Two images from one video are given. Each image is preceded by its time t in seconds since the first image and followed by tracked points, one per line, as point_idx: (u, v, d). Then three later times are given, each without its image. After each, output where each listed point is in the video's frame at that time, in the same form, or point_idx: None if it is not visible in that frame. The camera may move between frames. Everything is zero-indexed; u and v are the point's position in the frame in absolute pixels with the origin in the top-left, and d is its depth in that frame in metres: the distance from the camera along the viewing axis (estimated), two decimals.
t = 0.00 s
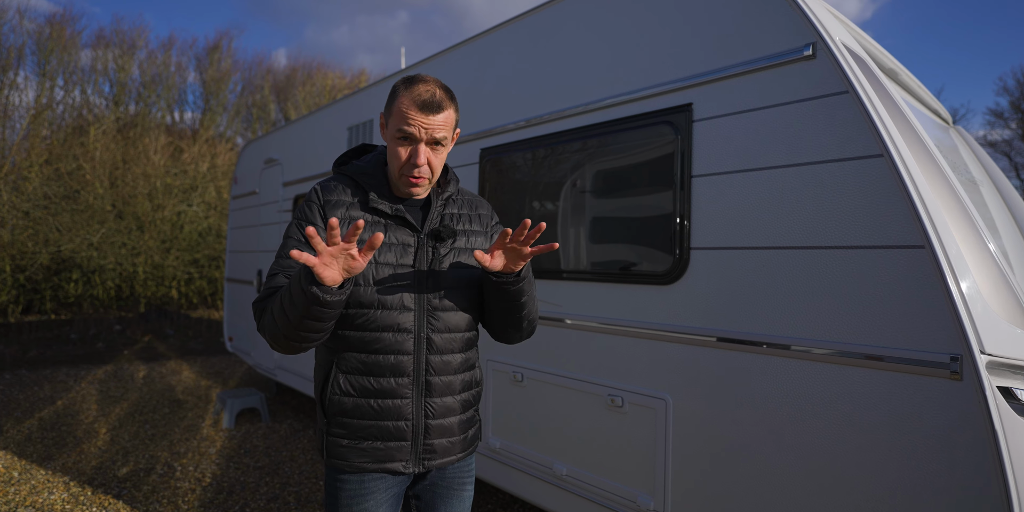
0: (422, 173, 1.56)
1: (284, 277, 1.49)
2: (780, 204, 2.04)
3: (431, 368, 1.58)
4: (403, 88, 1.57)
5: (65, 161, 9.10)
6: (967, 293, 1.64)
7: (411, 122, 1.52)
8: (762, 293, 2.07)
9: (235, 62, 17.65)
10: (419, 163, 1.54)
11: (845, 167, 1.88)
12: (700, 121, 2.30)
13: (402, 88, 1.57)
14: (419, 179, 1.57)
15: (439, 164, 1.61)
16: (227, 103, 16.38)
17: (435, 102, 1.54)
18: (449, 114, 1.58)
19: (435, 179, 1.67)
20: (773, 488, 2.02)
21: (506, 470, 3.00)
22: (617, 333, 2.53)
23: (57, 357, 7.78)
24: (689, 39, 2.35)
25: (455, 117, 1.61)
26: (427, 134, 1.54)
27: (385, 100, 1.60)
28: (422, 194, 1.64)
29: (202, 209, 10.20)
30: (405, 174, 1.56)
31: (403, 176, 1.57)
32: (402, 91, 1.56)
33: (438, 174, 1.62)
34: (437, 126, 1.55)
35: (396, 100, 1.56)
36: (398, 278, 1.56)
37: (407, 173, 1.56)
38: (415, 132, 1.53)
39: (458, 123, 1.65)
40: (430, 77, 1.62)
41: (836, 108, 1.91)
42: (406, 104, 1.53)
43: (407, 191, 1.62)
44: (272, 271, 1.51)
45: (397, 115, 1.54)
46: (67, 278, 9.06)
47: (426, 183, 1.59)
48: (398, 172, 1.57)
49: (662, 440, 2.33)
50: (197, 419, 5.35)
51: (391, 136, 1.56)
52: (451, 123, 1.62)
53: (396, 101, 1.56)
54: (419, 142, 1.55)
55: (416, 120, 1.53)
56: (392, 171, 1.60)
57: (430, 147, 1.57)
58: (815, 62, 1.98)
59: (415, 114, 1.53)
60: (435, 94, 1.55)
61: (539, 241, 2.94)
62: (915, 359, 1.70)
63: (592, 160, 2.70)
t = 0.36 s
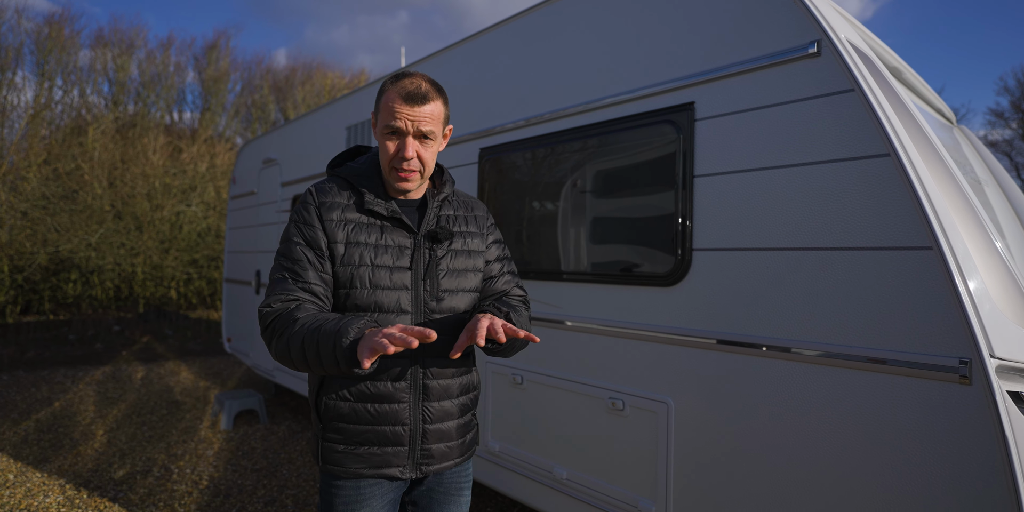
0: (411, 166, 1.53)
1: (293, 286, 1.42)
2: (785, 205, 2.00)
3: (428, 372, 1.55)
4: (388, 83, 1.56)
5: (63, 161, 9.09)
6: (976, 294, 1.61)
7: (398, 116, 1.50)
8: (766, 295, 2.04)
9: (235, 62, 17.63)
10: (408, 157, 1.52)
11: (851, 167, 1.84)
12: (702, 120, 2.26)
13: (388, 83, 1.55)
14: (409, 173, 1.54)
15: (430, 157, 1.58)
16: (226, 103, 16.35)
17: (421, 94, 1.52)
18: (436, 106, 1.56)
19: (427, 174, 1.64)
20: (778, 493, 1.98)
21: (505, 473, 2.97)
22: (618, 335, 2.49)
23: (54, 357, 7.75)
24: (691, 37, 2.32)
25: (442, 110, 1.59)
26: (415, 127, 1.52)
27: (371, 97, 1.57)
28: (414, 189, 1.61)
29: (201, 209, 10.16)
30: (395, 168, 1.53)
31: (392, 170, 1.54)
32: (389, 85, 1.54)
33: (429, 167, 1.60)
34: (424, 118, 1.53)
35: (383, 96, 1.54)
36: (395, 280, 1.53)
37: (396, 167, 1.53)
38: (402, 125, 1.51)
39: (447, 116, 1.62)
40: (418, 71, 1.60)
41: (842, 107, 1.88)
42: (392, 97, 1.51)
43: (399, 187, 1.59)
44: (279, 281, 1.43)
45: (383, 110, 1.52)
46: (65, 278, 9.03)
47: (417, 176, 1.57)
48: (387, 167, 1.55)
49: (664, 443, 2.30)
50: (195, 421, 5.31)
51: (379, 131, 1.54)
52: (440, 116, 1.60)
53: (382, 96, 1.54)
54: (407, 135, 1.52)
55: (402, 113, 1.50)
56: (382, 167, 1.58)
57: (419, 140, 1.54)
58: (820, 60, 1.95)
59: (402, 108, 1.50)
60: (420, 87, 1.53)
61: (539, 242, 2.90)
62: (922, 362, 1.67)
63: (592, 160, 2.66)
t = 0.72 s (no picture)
0: (411, 161, 1.52)
1: (278, 299, 1.39)
2: (786, 205, 1.99)
3: (428, 374, 1.53)
4: (388, 82, 1.58)
5: (62, 161, 9.08)
6: (977, 294, 1.60)
7: (396, 110, 1.51)
8: (767, 296, 2.02)
9: (234, 62, 17.61)
10: (406, 151, 1.51)
11: (853, 168, 1.83)
12: (703, 121, 2.25)
13: (387, 81, 1.57)
14: (409, 168, 1.53)
15: (430, 154, 1.57)
16: (226, 103, 16.34)
17: (419, 88, 1.53)
18: (435, 102, 1.56)
19: (428, 173, 1.63)
20: (779, 496, 1.97)
21: (505, 475, 2.95)
22: (618, 336, 2.48)
23: (53, 358, 7.74)
24: (692, 36, 2.30)
25: (441, 107, 1.59)
26: (413, 121, 1.52)
27: (372, 96, 1.59)
28: (415, 187, 1.60)
29: (200, 209, 10.15)
30: (394, 163, 1.53)
31: (391, 166, 1.54)
32: (388, 84, 1.57)
33: (429, 164, 1.58)
34: (423, 112, 1.53)
35: (382, 93, 1.56)
36: (395, 281, 1.51)
37: (395, 162, 1.52)
38: (401, 119, 1.51)
39: (447, 115, 1.63)
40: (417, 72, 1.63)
41: (843, 106, 1.86)
42: (391, 93, 1.52)
43: (399, 185, 1.58)
44: (266, 291, 1.41)
45: (383, 106, 1.53)
46: (64, 279, 9.02)
47: (417, 172, 1.56)
48: (386, 163, 1.54)
49: (664, 446, 2.29)
50: (194, 421, 5.30)
51: (379, 128, 1.55)
52: (439, 114, 1.60)
53: (381, 94, 1.55)
54: (406, 130, 1.52)
55: (400, 107, 1.51)
56: (382, 166, 1.58)
57: (418, 135, 1.54)
58: (821, 59, 1.93)
59: (400, 102, 1.51)
60: (418, 82, 1.54)
61: (538, 243, 2.89)
62: (924, 364, 1.65)
63: (592, 160, 2.65)
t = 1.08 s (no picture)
0: (418, 164, 1.52)
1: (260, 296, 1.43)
2: (788, 205, 1.99)
3: (432, 374, 1.53)
4: (398, 83, 1.58)
5: (63, 161, 9.07)
6: (979, 292, 1.60)
7: (407, 113, 1.51)
8: (769, 296, 2.02)
9: (235, 62, 17.61)
10: (415, 154, 1.51)
11: (855, 168, 1.83)
12: (705, 121, 2.25)
13: (398, 83, 1.56)
14: (417, 171, 1.53)
15: (437, 157, 1.57)
16: (226, 103, 16.34)
17: (429, 91, 1.53)
18: (445, 105, 1.56)
19: (436, 175, 1.63)
20: (781, 495, 1.97)
21: (506, 475, 2.96)
22: (618, 336, 2.48)
23: (54, 358, 7.74)
24: (694, 37, 2.31)
25: (451, 109, 1.59)
26: (422, 124, 1.52)
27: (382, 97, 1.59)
28: (422, 189, 1.60)
29: (201, 209, 10.15)
30: (402, 166, 1.53)
31: (400, 169, 1.54)
32: (398, 84, 1.56)
33: (438, 167, 1.59)
34: (432, 116, 1.53)
35: (392, 95, 1.56)
36: (400, 283, 1.51)
37: (403, 164, 1.53)
38: (411, 122, 1.51)
39: (457, 117, 1.62)
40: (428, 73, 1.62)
41: (845, 107, 1.87)
42: (401, 95, 1.52)
43: (407, 187, 1.58)
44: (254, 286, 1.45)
45: (393, 108, 1.53)
46: (65, 279, 9.02)
47: (425, 175, 1.55)
48: (395, 165, 1.54)
49: (666, 445, 2.29)
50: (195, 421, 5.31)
51: (388, 130, 1.55)
52: (449, 117, 1.60)
53: (392, 96, 1.55)
54: (415, 133, 1.52)
55: (410, 110, 1.51)
56: (390, 168, 1.58)
57: (427, 138, 1.54)
58: (823, 60, 1.94)
59: (410, 105, 1.51)
60: (429, 85, 1.54)
61: (539, 243, 2.89)
62: (927, 364, 1.66)
63: (593, 161, 2.65)
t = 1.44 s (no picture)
0: (427, 165, 1.54)
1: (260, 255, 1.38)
2: (793, 204, 2.00)
3: (442, 366, 1.54)
4: (410, 83, 1.59)
5: (64, 160, 9.08)
6: (984, 289, 1.61)
7: (418, 115, 1.52)
8: (774, 294, 2.03)
9: (235, 62, 17.61)
10: (425, 154, 1.52)
11: (859, 166, 1.85)
12: (709, 119, 2.26)
13: (409, 84, 1.57)
14: (425, 171, 1.55)
15: (446, 157, 1.58)
16: (227, 103, 16.35)
17: (440, 94, 1.54)
18: (455, 108, 1.57)
19: (443, 176, 1.65)
20: (786, 492, 1.98)
21: (510, 472, 2.97)
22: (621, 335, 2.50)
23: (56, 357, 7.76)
24: (699, 35, 2.31)
25: (461, 112, 1.60)
26: (432, 126, 1.53)
27: (393, 97, 1.60)
28: (430, 188, 1.62)
29: (202, 208, 10.15)
30: (410, 166, 1.54)
31: (408, 169, 1.56)
32: (410, 85, 1.57)
33: (445, 168, 1.60)
34: (442, 118, 1.54)
35: (403, 96, 1.57)
36: (409, 275, 1.53)
37: (412, 165, 1.54)
38: (421, 124, 1.53)
39: (466, 119, 1.63)
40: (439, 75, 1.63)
41: (850, 105, 1.88)
42: (413, 97, 1.53)
43: (414, 186, 1.60)
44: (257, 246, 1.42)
45: (404, 109, 1.54)
46: (66, 278, 9.02)
47: (433, 174, 1.57)
48: (403, 165, 1.56)
49: (671, 443, 2.30)
50: (198, 420, 5.32)
51: (398, 130, 1.56)
52: (458, 119, 1.61)
53: (403, 96, 1.56)
54: (425, 134, 1.54)
55: (421, 112, 1.52)
56: (399, 167, 1.59)
57: (437, 140, 1.55)
58: (828, 58, 1.94)
59: (421, 106, 1.52)
60: (440, 87, 1.55)
61: (540, 242, 2.91)
62: (931, 361, 1.67)
63: (596, 159, 2.67)
